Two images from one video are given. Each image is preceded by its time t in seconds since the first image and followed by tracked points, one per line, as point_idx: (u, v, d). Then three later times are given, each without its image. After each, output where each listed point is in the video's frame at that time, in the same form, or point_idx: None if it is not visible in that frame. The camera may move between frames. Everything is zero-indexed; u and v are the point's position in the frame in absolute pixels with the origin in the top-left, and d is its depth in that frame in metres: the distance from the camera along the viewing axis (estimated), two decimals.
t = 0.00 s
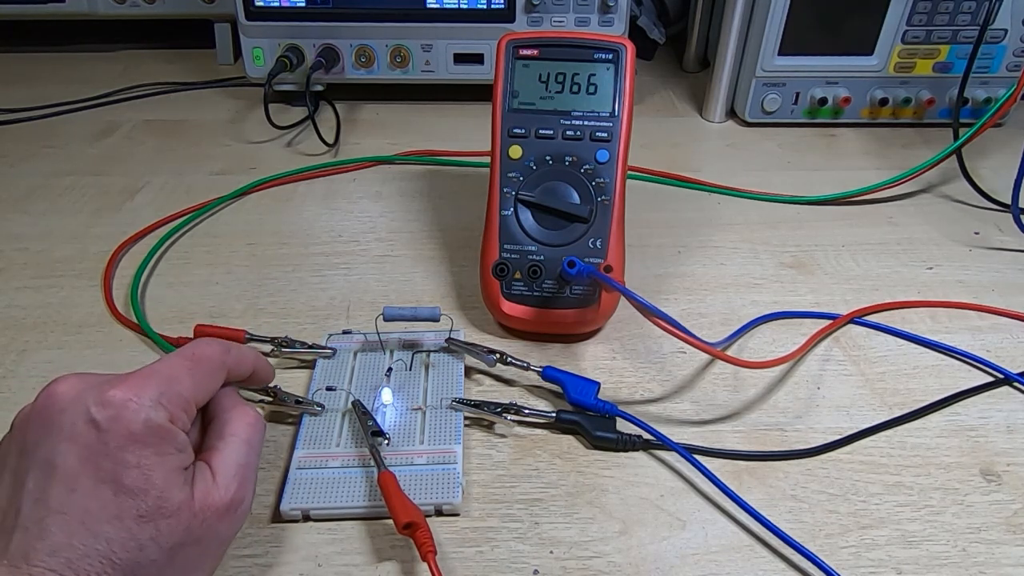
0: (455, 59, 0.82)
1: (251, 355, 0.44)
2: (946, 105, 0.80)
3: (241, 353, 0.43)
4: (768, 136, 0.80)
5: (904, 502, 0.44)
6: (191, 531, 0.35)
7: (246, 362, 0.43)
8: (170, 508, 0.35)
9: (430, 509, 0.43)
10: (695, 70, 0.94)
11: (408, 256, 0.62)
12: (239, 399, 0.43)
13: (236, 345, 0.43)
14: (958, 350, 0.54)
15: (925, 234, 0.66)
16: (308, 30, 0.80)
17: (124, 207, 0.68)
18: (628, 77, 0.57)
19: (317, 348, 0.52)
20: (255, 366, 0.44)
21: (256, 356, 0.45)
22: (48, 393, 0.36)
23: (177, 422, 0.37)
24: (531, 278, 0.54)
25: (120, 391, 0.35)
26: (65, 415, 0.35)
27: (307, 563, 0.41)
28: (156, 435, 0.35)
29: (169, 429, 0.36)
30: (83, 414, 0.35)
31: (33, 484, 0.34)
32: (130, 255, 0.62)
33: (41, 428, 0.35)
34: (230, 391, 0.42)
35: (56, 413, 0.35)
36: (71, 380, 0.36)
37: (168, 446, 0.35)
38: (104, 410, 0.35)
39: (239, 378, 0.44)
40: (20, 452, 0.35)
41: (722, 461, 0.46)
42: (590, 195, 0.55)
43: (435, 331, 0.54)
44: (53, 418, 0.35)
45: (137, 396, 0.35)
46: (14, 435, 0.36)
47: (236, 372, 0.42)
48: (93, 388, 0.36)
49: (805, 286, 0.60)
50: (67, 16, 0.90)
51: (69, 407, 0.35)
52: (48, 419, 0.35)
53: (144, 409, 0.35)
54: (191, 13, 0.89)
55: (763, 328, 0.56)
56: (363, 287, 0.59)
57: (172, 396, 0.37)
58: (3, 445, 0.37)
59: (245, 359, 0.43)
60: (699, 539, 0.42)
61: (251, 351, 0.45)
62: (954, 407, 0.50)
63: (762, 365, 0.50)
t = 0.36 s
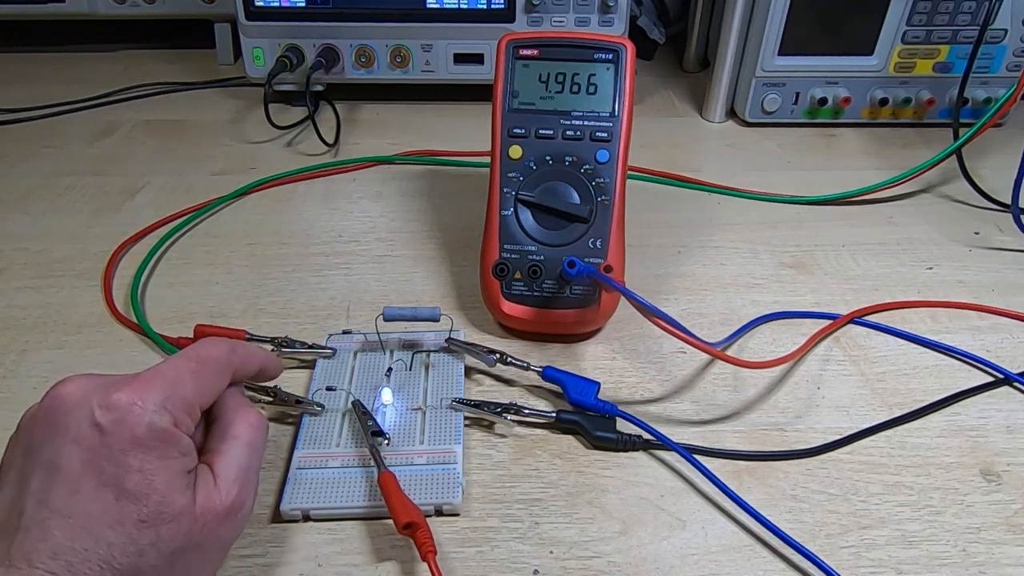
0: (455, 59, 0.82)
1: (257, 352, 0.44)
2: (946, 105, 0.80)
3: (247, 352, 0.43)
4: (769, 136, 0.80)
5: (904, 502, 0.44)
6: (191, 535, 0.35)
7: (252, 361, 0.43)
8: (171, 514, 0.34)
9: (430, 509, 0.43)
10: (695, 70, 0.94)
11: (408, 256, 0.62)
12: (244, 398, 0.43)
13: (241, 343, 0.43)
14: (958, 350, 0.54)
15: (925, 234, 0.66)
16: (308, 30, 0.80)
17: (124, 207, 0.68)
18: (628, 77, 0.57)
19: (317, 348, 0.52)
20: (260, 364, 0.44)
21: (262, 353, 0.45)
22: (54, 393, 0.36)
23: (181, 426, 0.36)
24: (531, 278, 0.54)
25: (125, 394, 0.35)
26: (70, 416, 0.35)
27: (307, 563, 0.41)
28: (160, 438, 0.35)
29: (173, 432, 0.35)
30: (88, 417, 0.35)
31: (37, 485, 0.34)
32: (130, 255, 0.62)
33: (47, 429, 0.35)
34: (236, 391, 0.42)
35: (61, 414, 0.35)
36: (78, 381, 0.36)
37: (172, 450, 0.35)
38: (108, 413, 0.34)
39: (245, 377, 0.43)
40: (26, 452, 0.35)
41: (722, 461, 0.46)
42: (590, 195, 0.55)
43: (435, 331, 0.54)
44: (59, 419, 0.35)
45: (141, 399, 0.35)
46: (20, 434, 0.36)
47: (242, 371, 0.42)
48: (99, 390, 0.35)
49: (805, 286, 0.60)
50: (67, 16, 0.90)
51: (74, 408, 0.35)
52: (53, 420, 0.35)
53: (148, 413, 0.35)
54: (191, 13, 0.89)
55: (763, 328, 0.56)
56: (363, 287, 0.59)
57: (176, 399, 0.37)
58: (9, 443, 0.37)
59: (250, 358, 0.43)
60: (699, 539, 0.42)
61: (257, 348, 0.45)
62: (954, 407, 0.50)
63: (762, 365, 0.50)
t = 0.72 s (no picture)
0: (455, 59, 0.82)
1: (291, 340, 0.44)
2: (946, 105, 0.80)
3: (279, 347, 0.43)
4: (768, 136, 0.80)
5: (904, 502, 0.44)
6: (199, 553, 0.35)
7: (284, 361, 0.43)
8: (181, 528, 0.34)
9: (430, 509, 0.43)
10: (695, 70, 0.94)
11: (408, 256, 0.62)
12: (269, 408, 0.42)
13: (277, 342, 0.43)
14: (958, 350, 0.54)
15: (925, 234, 0.66)
16: (308, 30, 0.80)
17: (124, 207, 0.68)
18: (628, 77, 0.57)
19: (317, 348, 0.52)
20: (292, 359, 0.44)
21: (297, 334, 0.44)
22: (92, 395, 0.37)
23: (206, 438, 0.37)
24: (531, 278, 0.54)
25: (155, 403, 0.36)
26: (102, 420, 0.36)
27: (307, 563, 0.41)
28: (183, 450, 0.35)
29: (197, 444, 0.36)
30: (119, 421, 0.35)
31: (62, 484, 0.35)
32: (130, 255, 0.62)
33: (80, 429, 0.36)
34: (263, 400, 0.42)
35: (95, 416, 0.36)
36: (116, 386, 0.37)
37: (193, 463, 0.36)
38: (137, 420, 0.35)
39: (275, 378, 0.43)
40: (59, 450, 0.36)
41: (722, 461, 0.46)
42: (590, 195, 0.55)
43: (435, 331, 0.54)
44: (91, 422, 0.36)
45: (170, 409, 0.36)
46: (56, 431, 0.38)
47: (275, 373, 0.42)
48: (132, 395, 0.36)
49: (805, 286, 0.60)
50: (67, 16, 0.90)
51: (107, 412, 0.36)
52: (87, 422, 0.36)
53: (174, 423, 0.35)
54: (191, 13, 0.89)
55: (763, 328, 0.56)
56: (363, 287, 0.59)
57: (204, 411, 0.37)
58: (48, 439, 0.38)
59: (283, 358, 0.43)
60: (699, 539, 0.42)
61: (293, 335, 0.44)
62: (954, 407, 0.50)
63: (762, 365, 0.50)
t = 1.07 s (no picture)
0: (455, 59, 0.82)
1: (297, 343, 0.44)
2: (946, 105, 0.80)
3: (286, 347, 0.43)
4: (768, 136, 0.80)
5: (904, 502, 0.44)
6: (210, 548, 0.35)
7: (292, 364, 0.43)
8: (196, 520, 0.35)
9: (430, 509, 0.43)
10: (695, 70, 0.94)
11: (408, 256, 0.62)
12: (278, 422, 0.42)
13: (286, 343, 0.43)
14: (958, 350, 0.54)
15: (925, 234, 0.66)
16: (308, 30, 0.80)
17: (124, 207, 0.68)
18: (628, 77, 0.57)
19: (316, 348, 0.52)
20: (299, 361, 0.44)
21: (305, 338, 0.45)
22: (114, 393, 0.38)
23: (223, 434, 0.37)
24: (531, 278, 0.54)
25: (175, 398, 0.37)
26: (123, 414, 0.37)
27: (307, 563, 0.41)
28: (201, 444, 0.36)
29: (214, 439, 0.37)
30: (139, 415, 0.36)
31: (80, 476, 0.35)
32: (130, 255, 0.62)
33: (101, 425, 0.37)
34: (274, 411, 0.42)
35: (116, 412, 0.37)
36: (137, 385, 0.38)
37: (209, 457, 0.36)
38: (157, 414, 0.36)
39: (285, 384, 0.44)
40: (77, 446, 0.37)
41: (722, 461, 0.46)
42: (590, 195, 0.55)
43: (435, 331, 0.54)
44: (112, 416, 0.37)
45: (188, 404, 0.36)
46: (76, 428, 0.38)
47: (284, 373, 0.42)
48: (152, 392, 0.37)
49: (805, 286, 0.60)
50: (67, 16, 0.90)
51: (128, 407, 0.37)
52: (109, 417, 0.37)
53: (192, 417, 0.36)
54: (191, 13, 0.89)
55: (764, 328, 0.56)
56: (363, 287, 0.59)
57: (221, 407, 0.37)
58: (63, 437, 0.39)
59: (291, 360, 0.43)
60: (699, 539, 0.42)
61: (300, 338, 0.45)
62: (954, 407, 0.50)
63: (762, 365, 0.50)
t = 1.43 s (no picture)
0: (455, 59, 0.82)
1: (300, 342, 0.44)
2: (946, 105, 0.80)
3: (289, 347, 0.43)
4: (768, 136, 0.80)
5: (904, 502, 0.44)
6: (211, 555, 0.35)
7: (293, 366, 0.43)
8: (197, 527, 0.34)
9: (430, 509, 0.43)
10: (695, 70, 0.94)
11: (408, 256, 0.62)
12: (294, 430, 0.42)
13: (289, 343, 0.43)
14: (958, 350, 0.54)
15: (925, 234, 0.66)
16: (308, 30, 0.80)
17: (124, 207, 0.68)
18: (628, 77, 0.57)
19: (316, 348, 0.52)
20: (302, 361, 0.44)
21: (306, 336, 0.45)
22: (122, 394, 0.38)
23: (227, 437, 0.37)
24: (531, 278, 0.54)
25: (178, 402, 0.36)
26: (128, 417, 0.37)
27: (307, 563, 0.41)
28: (205, 449, 0.36)
29: (217, 443, 0.36)
30: (143, 419, 0.36)
31: (85, 478, 0.35)
32: (130, 255, 0.62)
33: (107, 426, 0.37)
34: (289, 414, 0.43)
35: (122, 414, 0.37)
36: (143, 387, 0.38)
37: (213, 462, 0.36)
38: (160, 418, 0.36)
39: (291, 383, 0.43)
40: (83, 446, 0.37)
41: (722, 461, 0.46)
42: (590, 195, 0.55)
43: (435, 331, 0.54)
44: (118, 419, 0.37)
45: (192, 408, 0.36)
46: (83, 427, 0.38)
47: (286, 374, 0.42)
48: (157, 396, 0.37)
49: (805, 286, 0.60)
50: (67, 16, 0.90)
51: (133, 410, 0.37)
52: (115, 419, 0.37)
53: (196, 421, 0.36)
54: (191, 13, 0.89)
55: (764, 328, 0.56)
56: (363, 287, 0.59)
57: (225, 410, 0.37)
58: (70, 437, 0.39)
59: (293, 362, 0.43)
60: (699, 539, 0.42)
61: (302, 337, 0.44)
62: (954, 407, 0.50)
63: (762, 365, 0.50)
